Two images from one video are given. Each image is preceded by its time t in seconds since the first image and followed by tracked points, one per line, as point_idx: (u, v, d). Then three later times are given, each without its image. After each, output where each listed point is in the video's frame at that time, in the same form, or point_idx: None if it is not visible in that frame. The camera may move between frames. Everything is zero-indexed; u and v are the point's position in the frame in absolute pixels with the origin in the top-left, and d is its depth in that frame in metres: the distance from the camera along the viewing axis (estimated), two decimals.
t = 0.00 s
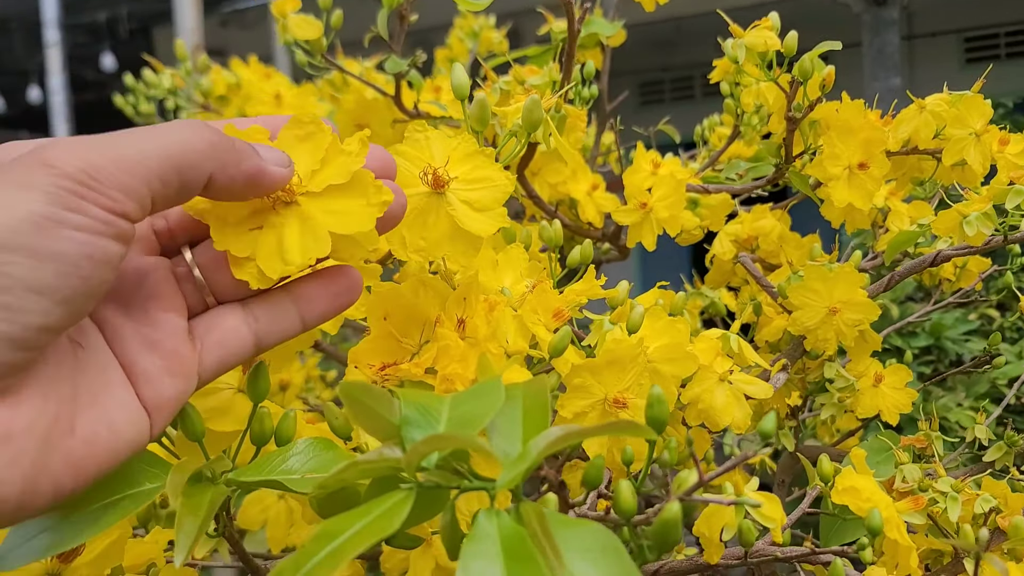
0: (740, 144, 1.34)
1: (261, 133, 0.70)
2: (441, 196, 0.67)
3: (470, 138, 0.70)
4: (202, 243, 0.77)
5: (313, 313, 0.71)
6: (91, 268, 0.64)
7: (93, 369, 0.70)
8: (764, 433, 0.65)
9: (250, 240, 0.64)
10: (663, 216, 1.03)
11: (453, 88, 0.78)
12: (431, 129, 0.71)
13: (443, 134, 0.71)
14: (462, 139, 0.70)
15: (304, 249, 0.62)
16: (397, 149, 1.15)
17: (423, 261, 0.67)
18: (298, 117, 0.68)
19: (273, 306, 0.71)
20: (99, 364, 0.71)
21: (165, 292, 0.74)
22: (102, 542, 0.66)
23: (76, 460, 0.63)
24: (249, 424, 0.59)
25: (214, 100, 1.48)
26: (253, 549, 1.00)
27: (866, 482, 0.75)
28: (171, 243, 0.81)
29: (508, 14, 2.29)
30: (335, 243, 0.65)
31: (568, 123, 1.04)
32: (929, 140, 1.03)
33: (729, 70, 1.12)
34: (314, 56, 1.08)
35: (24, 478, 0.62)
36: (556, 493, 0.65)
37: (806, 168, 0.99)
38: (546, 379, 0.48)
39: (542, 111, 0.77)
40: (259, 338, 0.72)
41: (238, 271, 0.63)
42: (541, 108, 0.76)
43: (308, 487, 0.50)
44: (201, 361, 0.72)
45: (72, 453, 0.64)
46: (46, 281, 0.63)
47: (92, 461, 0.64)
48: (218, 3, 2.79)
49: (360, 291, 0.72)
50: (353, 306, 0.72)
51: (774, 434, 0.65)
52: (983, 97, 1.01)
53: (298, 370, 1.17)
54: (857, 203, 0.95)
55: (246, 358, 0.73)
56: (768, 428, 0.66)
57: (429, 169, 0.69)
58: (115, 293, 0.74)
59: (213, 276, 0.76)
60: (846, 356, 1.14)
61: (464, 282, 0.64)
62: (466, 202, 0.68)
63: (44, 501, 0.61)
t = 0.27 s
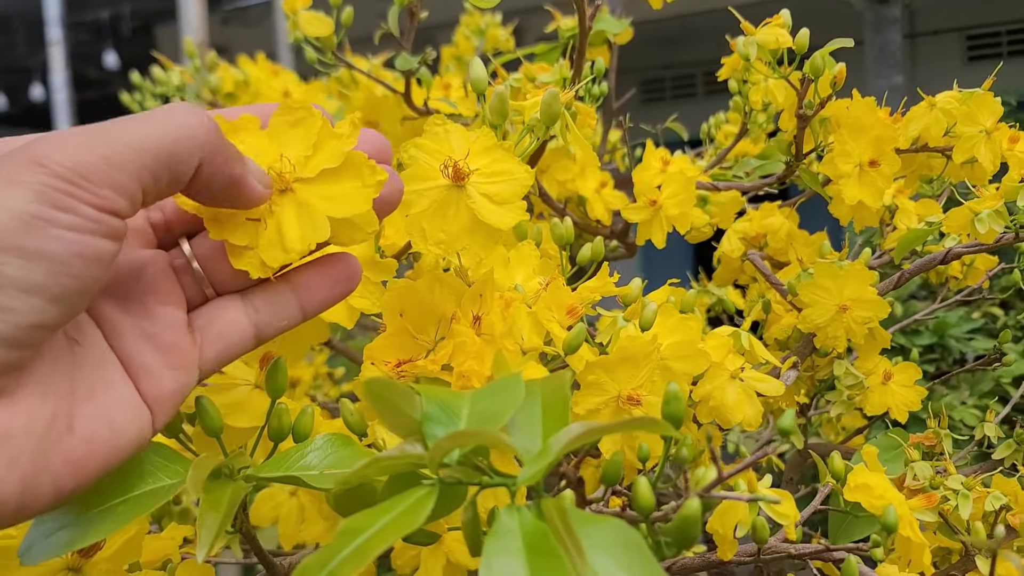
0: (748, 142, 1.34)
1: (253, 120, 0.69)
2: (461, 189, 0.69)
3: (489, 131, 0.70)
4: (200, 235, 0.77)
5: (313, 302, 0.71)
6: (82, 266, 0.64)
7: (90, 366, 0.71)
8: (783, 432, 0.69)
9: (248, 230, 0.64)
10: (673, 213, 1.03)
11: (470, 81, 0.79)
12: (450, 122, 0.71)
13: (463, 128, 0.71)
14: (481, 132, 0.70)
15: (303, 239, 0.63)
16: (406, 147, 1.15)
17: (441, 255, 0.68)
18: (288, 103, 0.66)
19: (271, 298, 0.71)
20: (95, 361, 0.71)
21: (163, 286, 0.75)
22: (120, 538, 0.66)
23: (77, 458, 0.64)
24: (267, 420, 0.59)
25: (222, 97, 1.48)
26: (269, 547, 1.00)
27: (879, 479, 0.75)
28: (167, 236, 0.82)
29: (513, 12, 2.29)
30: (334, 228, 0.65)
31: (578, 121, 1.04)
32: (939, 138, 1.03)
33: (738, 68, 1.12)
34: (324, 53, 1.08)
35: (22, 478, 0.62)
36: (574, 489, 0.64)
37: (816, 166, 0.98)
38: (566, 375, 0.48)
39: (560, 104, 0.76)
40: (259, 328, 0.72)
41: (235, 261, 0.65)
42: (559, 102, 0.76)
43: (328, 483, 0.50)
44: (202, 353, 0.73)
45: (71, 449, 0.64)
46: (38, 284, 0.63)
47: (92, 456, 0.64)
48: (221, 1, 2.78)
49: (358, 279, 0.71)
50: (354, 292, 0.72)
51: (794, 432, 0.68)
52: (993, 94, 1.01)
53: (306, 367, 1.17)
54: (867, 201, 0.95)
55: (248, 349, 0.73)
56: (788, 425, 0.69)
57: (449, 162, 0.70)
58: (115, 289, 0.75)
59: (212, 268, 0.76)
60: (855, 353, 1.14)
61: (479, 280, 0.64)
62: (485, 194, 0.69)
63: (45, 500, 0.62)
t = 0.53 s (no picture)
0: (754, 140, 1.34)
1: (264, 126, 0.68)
2: (477, 180, 0.69)
3: (504, 124, 0.70)
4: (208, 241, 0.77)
5: (320, 309, 0.72)
6: (100, 286, 0.63)
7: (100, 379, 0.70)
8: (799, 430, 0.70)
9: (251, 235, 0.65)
10: (681, 212, 1.03)
11: (484, 76, 0.78)
12: (466, 117, 0.71)
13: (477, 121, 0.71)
14: (496, 125, 0.70)
15: (309, 245, 0.64)
16: (414, 145, 1.15)
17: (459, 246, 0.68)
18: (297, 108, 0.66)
19: (279, 306, 0.72)
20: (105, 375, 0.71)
21: (173, 294, 0.74)
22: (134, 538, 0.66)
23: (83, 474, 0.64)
24: (281, 419, 0.59)
25: (228, 95, 1.48)
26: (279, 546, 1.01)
27: (890, 478, 0.75)
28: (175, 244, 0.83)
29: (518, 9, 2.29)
30: (341, 234, 0.65)
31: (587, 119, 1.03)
32: (949, 136, 1.03)
33: (745, 66, 1.12)
34: (332, 51, 1.09)
35: (30, 494, 0.62)
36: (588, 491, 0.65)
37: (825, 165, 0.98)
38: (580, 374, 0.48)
39: (574, 99, 0.75)
40: (267, 335, 0.73)
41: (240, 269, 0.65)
42: (574, 96, 0.75)
43: (342, 482, 0.50)
44: (212, 361, 0.73)
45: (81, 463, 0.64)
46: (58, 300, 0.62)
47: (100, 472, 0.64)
48: None
49: (366, 283, 0.72)
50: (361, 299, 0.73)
51: (810, 429, 0.70)
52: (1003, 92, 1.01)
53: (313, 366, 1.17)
54: (877, 200, 0.95)
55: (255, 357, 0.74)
56: (803, 423, 0.70)
57: (465, 153, 0.70)
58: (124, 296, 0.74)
59: (222, 276, 0.76)
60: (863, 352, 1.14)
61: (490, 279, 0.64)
62: (501, 187, 0.69)
63: (53, 515, 0.62)
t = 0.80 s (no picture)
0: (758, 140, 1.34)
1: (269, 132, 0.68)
2: (484, 190, 0.69)
3: (510, 133, 0.71)
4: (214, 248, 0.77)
5: (326, 317, 0.72)
6: (103, 291, 0.63)
7: (107, 385, 0.70)
8: (807, 432, 0.71)
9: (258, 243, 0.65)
10: (686, 212, 1.03)
11: (493, 83, 0.78)
12: (473, 124, 0.72)
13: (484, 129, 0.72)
14: (502, 133, 0.71)
15: (319, 251, 0.64)
16: (418, 145, 1.15)
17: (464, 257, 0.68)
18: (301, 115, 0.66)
19: (286, 314, 0.72)
20: (112, 380, 0.71)
21: (179, 301, 0.75)
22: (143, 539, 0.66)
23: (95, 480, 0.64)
24: (289, 420, 0.59)
25: (233, 95, 1.48)
26: (284, 546, 1.01)
27: (895, 479, 0.75)
28: (182, 250, 0.83)
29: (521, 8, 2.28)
30: (349, 241, 0.66)
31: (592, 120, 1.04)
32: (954, 137, 1.03)
33: (750, 66, 1.12)
34: (338, 52, 1.09)
35: (42, 500, 0.63)
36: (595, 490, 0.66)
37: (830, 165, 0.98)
38: (588, 375, 0.48)
39: (581, 106, 0.76)
40: (274, 343, 0.73)
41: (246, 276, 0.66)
42: (581, 104, 0.76)
43: (351, 483, 0.50)
44: (218, 368, 0.73)
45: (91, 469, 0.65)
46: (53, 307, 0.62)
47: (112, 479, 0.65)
48: None
49: (372, 291, 0.72)
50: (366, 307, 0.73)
51: (818, 431, 0.70)
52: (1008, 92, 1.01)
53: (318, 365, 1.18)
54: (882, 200, 0.95)
55: (262, 364, 0.74)
56: (812, 426, 0.71)
57: (471, 163, 0.70)
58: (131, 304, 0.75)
59: (228, 284, 0.76)
60: (867, 352, 1.14)
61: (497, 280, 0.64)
62: (508, 197, 0.69)
63: (64, 521, 0.63)
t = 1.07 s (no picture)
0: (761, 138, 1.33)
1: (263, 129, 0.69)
2: (485, 187, 0.69)
3: (510, 130, 0.70)
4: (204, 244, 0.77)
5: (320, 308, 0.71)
6: (103, 285, 0.64)
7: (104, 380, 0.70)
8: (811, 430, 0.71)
9: (248, 239, 0.63)
10: (688, 210, 1.03)
11: (494, 80, 0.77)
12: (473, 121, 0.72)
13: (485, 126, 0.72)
14: (503, 130, 0.70)
15: (305, 246, 0.62)
16: (420, 143, 1.15)
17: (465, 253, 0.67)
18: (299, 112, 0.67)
19: (279, 306, 0.71)
20: (109, 376, 0.71)
21: (171, 298, 0.75)
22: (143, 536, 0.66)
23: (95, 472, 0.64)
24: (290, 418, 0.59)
25: (235, 92, 1.47)
26: (286, 544, 1.01)
27: (897, 477, 0.74)
28: (173, 246, 0.82)
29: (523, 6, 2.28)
30: (337, 234, 0.64)
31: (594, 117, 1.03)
32: (957, 135, 1.02)
33: (752, 63, 1.11)
34: (339, 49, 1.08)
35: (47, 493, 0.63)
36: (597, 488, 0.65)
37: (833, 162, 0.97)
38: (590, 373, 0.48)
39: (583, 104, 0.76)
40: (268, 335, 0.73)
41: (238, 272, 0.65)
42: (583, 101, 0.75)
43: (352, 481, 0.50)
44: (212, 362, 0.74)
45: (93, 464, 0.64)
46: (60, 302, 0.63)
47: (113, 473, 0.65)
48: None
49: (366, 280, 0.71)
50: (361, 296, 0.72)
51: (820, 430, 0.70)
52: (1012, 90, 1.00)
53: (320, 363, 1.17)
54: (885, 198, 0.95)
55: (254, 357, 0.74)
56: (814, 424, 0.71)
57: (472, 160, 0.70)
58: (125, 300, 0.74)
59: (218, 279, 0.76)
60: (870, 350, 1.14)
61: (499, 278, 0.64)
62: (509, 193, 0.69)
63: (68, 513, 0.63)
